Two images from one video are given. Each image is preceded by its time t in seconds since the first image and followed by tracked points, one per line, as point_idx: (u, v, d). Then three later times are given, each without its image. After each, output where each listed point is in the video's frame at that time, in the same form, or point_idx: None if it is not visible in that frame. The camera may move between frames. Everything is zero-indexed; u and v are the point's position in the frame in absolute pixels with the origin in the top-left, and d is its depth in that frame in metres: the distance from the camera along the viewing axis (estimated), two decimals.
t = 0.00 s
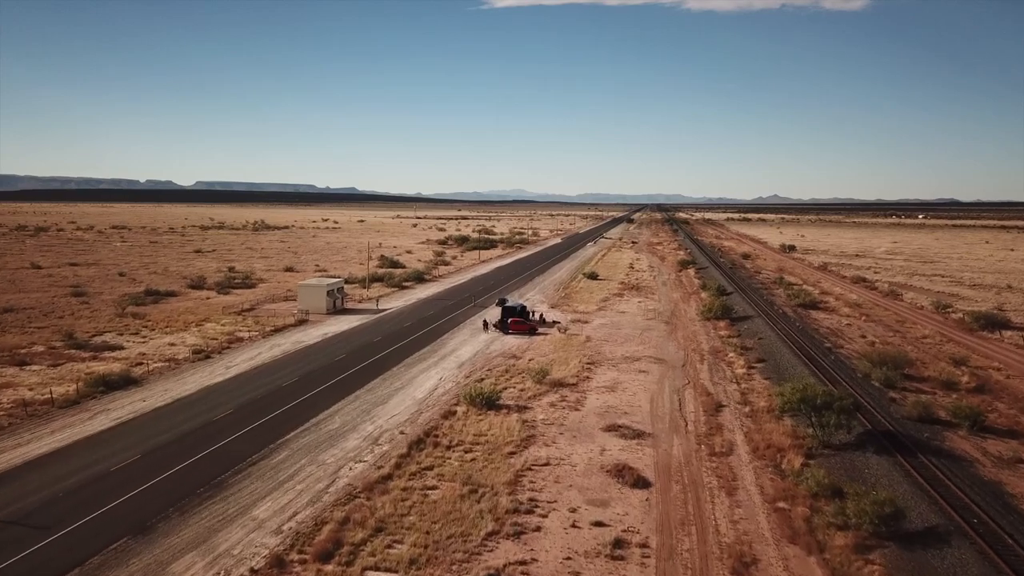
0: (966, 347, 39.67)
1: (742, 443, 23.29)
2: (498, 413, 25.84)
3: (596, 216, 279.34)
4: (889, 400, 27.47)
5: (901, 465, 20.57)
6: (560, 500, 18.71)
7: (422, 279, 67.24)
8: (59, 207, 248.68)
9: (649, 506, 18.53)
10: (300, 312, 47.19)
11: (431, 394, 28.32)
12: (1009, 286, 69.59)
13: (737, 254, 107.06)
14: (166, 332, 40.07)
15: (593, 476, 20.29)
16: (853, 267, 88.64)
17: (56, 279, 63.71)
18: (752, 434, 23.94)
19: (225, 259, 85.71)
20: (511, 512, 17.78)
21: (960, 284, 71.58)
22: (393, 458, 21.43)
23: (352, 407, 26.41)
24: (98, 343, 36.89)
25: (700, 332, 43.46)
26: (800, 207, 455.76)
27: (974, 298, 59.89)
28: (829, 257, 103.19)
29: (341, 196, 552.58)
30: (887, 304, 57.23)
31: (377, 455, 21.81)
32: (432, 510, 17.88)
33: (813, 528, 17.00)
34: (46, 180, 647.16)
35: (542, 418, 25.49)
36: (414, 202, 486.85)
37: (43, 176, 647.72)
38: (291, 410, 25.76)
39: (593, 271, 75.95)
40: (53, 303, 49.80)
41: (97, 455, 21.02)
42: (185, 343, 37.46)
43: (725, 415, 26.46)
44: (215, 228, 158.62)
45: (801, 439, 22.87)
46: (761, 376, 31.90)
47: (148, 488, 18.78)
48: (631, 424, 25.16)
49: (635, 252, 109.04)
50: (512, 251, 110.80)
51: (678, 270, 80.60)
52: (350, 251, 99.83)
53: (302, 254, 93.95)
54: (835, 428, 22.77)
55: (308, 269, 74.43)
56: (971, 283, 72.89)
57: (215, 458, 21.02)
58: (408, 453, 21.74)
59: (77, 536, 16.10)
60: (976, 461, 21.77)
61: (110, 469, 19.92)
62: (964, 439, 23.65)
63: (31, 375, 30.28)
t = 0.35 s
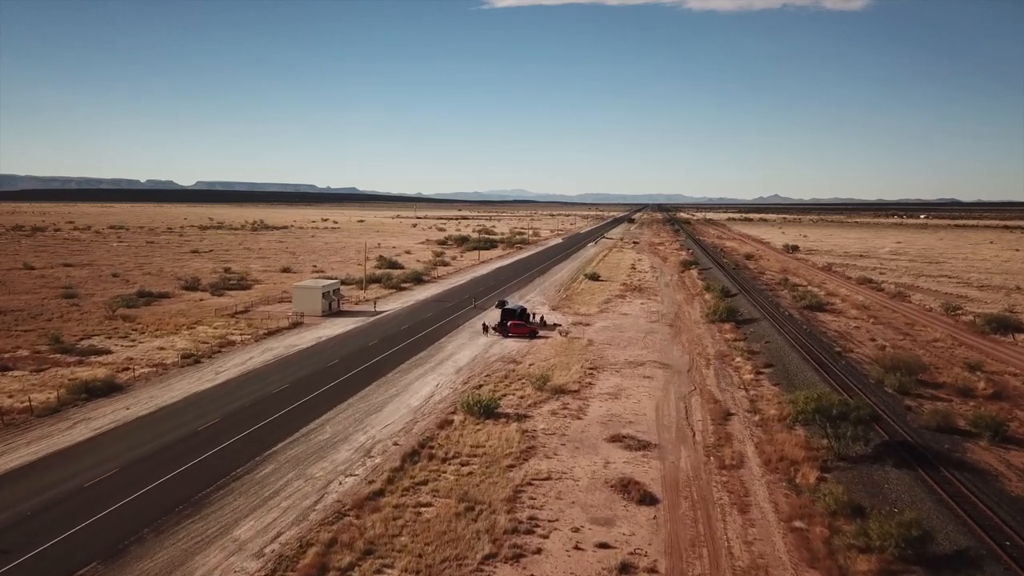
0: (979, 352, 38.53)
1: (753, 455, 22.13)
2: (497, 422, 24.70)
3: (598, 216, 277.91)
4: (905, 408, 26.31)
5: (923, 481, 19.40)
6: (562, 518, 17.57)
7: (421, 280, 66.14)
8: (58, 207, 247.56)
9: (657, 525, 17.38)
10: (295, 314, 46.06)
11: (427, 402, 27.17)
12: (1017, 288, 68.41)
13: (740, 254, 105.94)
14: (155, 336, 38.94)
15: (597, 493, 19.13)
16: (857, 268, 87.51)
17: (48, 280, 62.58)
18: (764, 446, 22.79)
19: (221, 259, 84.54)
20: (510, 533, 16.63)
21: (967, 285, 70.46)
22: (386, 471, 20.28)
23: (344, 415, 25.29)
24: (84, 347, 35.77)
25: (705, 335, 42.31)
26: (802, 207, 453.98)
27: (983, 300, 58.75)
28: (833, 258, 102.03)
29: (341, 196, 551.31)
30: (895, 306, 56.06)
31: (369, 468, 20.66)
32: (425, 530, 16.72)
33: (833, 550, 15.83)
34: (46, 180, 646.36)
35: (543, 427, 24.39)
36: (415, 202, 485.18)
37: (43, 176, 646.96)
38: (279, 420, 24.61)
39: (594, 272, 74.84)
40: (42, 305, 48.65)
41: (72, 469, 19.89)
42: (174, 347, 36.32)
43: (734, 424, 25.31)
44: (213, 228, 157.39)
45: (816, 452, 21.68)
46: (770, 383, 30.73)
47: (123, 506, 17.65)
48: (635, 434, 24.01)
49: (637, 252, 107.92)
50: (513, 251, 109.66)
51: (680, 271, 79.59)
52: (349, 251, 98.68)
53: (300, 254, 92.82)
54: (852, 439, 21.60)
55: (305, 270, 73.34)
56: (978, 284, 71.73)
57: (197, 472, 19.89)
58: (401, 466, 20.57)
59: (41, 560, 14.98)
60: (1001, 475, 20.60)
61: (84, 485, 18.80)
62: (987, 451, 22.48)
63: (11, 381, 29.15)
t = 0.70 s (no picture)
0: (994, 355, 37.27)
1: (766, 467, 20.84)
2: (495, 431, 23.46)
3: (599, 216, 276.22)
4: (923, 417, 25.04)
5: (951, 497, 18.14)
6: (565, 538, 16.31)
7: (420, 281, 64.84)
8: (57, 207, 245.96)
9: (667, 546, 16.11)
10: (289, 315, 44.84)
11: (422, 410, 25.92)
12: None
13: (743, 254, 104.52)
14: (144, 338, 37.71)
15: (602, 510, 17.89)
16: (862, 268, 86.11)
17: (38, 280, 61.35)
18: (777, 457, 21.53)
19: (217, 259, 83.34)
20: (508, 555, 15.37)
21: (976, 285, 69.17)
22: (376, 486, 19.03)
23: (335, 424, 24.04)
24: (69, 350, 34.54)
25: (710, 338, 41.01)
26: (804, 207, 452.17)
27: (993, 301, 57.46)
28: (837, 258, 100.62)
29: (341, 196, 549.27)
30: (904, 307, 54.78)
31: (358, 482, 19.41)
32: (417, 553, 15.47)
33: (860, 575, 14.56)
34: (46, 180, 644.68)
35: (543, 437, 23.12)
36: (416, 201, 483.44)
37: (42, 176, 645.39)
38: (266, 428, 23.38)
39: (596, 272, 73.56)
40: (30, 307, 47.41)
41: (42, 484, 18.67)
42: (163, 350, 35.11)
43: (745, 433, 24.03)
44: (211, 228, 155.90)
45: (833, 464, 20.41)
46: (780, 388, 29.49)
47: (92, 526, 16.42)
48: (641, 445, 22.74)
49: (639, 252, 106.56)
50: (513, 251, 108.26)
51: (683, 271, 78.39)
52: (347, 251, 97.28)
53: (298, 254, 91.47)
54: (871, 451, 20.33)
55: (301, 270, 72.11)
56: (987, 284, 70.39)
57: (175, 488, 18.66)
58: (393, 481, 19.33)
59: None
60: None
61: (53, 502, 17.59)
62: (1013, 462, 21.23)
63: None
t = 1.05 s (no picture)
0: (1009, 358, 36.12)
1: (780, 479, 19.70)
2: (493, 439, 22.30)
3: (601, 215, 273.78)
4: (943, 423, 23.85)
5: (979, 512, 16.97)
6: (567, 558, 15.15)
7: (418, 281, 63.59)
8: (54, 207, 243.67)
9: (677, 566, 14.97)
10: (283, 316, 43.75)
11: (417, 416, 24.74)
12: None
13: (746, 254, 103.09)
14: (132, 340, 36.62)
15: (606, 525, 16.75)
16: (867, 267, 84.83)
17: (30, 280, 60.23)
18: (792, 467, 20.37)
19: (214, 259, 82.18)
20: None
21: (984, 285, 67.94)
22: (366, 499, 17.88)
23: (325, 431, 22.91)
24: (54, 352, 33.44)
25: (716, 340, 39.84)
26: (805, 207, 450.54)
27: (1003, 301, 56.28)
28: (841, 258, 99.23)
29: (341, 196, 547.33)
30: (912, 308, 53.60)
31: (348, 494, 18.27)
32: (408, 574, 14.31)
33: None
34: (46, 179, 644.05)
35: (544, 445, 22.03)
36: (415, 201, 481.44)
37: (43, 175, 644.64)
38: (252, 436, 22.24)
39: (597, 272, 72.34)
40: (18, 307, 46.28)
41: (10, 497, 17.54)
42: (151, 352, 34.03)
43: (756, 441, 22.91)
44: (209, 228, 154.42)
45: (852, 475, 19.23)
46: (791, 393, 28.34)
47: (59, 545, 15.27)
48: (647, 454, 21.63)
49: (641, 252, 105.04)
50: (513, 251, 106.77)
51: (685, 271, 77.14)
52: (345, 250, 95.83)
53: (295, 254, 90.13)
54: (892, 462, 19.14)
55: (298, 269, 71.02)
56: (995, 284, 69.17)
57: (151, 501, 17.55)
58: (384, 493, 18.18)
59: None
60: None
61: (20, 518, 16.45)
62: None
63: None
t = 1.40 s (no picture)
0: None
1: (798, 491, 18.41)
2: (491, 448, 21.02)
3: (602, 215, 271.72)
4: (966, 430, 22.54)
5: (1017, 530, 15.66)
6: None
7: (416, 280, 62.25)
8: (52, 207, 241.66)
9: None
10: (276, 317, 42.50)
11: (411, 423, 23.45)
12: None
13: (750, 253, 101.48)
14: (119, 341, 35.36)
15: (612, 544, 15.48)
16: (873, 267, 83.34)
17: (19, 279, 58.93)
18: (810, 478, 19.07)
19: (209, 258, 80.77)
20: None
21: (994, 285, 66.45)
22: (354, 515, 16.60)
23: (313, 439, 21.64)
24: (35, 354, 32.18)
25: (722, 341, 38.51)
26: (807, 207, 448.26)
27: (1016, 301, 54.85)
28: (847, 257, 97.66)
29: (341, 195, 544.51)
30: (922, 308, 52.18)
31: (334, 509, 16.98)
32: None
33: None
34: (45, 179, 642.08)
35: (545, 454, 20.76)
36: (415, 200, 478.52)
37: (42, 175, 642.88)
38: (235, 445, 20.99)
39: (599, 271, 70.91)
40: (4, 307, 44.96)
41: None
42: (137, 354, 32.77)
43: (769, 449, 21.62)
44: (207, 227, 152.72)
45: (876, 488, 17.91)
46: (804, 398, 27.03)
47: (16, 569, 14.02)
48: (655, 464, 20.35)
49: (643, 252, 103.46)
50: (513, 251, 105.10)
51: (689, 270, 75.67)
52: (343, 250, 94.28)
53: (292, 254, 88.59)
54: (918, 475, 17.82)
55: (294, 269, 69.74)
56: (1005, 284, 67.72)
57: (122, 517, 16.32)
58: (373, 508, 16.90)
59: None
60: None
61: None
62: None
63: None
